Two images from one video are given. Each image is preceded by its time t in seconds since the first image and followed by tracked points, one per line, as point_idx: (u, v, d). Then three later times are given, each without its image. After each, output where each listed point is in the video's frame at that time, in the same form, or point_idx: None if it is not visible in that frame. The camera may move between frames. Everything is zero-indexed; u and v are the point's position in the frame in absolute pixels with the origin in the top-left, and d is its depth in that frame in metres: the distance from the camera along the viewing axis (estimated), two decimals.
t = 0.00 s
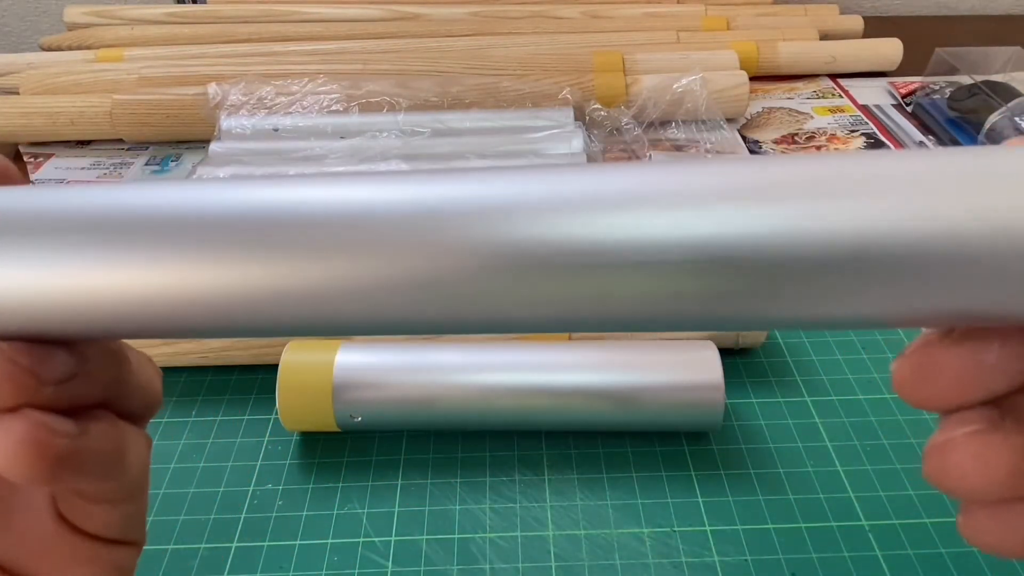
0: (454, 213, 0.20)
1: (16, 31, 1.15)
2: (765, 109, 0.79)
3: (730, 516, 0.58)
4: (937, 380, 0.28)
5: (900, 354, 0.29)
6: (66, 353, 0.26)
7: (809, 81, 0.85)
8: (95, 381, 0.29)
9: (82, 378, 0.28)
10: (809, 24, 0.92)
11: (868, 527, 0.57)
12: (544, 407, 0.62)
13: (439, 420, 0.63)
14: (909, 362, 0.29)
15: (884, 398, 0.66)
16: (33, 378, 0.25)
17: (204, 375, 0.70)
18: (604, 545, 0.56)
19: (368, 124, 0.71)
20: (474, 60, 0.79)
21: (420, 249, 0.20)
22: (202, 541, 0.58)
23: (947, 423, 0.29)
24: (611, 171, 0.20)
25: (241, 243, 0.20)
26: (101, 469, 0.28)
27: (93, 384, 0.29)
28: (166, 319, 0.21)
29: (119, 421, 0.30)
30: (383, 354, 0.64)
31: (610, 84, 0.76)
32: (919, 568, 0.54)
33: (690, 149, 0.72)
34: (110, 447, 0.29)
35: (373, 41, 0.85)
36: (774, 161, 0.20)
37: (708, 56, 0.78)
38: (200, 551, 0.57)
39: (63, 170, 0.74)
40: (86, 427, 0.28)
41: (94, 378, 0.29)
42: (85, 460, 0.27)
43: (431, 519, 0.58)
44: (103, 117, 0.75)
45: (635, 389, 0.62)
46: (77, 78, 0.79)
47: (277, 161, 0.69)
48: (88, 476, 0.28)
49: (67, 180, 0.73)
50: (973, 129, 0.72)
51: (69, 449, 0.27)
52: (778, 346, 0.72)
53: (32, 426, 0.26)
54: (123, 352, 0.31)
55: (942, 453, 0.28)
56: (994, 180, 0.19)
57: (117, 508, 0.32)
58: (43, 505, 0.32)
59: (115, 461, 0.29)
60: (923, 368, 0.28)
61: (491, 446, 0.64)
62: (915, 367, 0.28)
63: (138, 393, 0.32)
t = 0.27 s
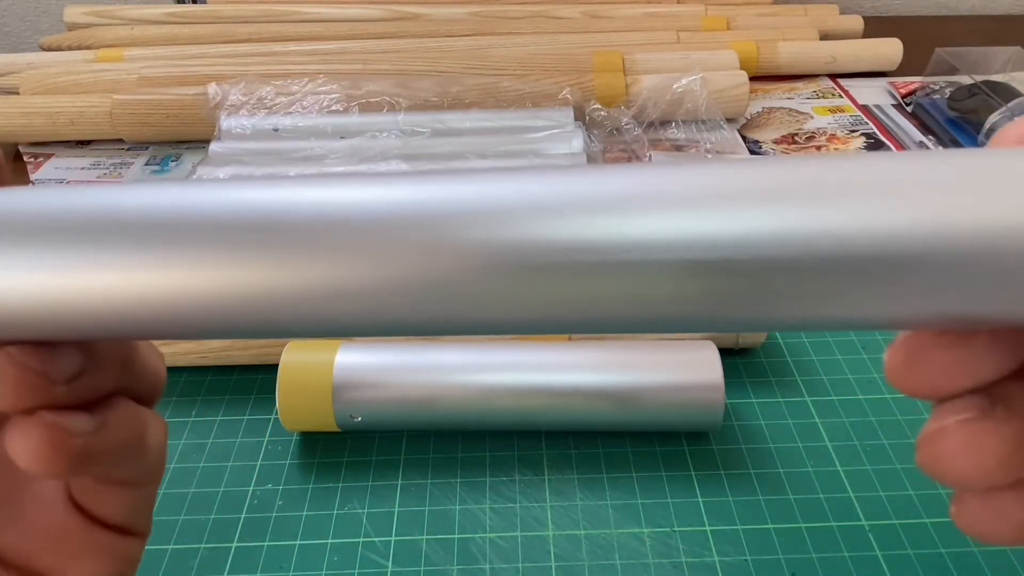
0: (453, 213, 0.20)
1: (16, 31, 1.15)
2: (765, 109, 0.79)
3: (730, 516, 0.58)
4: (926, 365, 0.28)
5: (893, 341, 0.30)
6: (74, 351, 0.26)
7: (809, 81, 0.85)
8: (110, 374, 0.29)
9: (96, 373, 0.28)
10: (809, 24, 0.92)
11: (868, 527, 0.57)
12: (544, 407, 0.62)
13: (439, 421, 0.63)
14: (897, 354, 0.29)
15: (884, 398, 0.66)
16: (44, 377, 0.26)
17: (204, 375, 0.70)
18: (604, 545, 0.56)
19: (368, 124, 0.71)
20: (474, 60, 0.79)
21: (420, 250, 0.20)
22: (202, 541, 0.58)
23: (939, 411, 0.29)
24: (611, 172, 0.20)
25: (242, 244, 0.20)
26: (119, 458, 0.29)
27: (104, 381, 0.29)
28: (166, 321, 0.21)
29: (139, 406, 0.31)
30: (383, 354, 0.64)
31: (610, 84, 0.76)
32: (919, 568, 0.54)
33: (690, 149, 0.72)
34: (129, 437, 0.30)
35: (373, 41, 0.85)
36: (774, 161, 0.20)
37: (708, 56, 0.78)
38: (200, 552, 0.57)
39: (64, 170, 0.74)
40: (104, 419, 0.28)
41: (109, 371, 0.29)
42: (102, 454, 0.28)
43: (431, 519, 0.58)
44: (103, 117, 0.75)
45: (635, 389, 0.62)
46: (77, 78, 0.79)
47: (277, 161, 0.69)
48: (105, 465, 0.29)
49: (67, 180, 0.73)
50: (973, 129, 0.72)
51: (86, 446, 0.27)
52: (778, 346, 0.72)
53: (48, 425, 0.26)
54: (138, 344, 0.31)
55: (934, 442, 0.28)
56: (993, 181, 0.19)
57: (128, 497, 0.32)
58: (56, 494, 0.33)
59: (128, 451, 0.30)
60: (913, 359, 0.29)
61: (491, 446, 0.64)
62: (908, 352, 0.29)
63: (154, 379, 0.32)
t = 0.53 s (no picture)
0: (453, 211, 0.20)
1: (15, 31, 1.15)
2: (765, 109, 0.79)
3: (730, 516, 0.58)
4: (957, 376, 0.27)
5: (915, 351, 0.28)
6: (54, 355, 0.26)
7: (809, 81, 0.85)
8: (92, 381, 0.29)
9: (77, 380, 0.28)
10: (809, 24, 0.92)
11: (868, 527, 0.57)
12: (544, 407, 0.62)
13: (439, 420, 0.63)
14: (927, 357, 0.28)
15: (885, 398, 0.66)
16: (23, 384, 0.25)
17: (204, 375, 0.70)
18: (604, 545, 0.56)
19: (368, 124, 0.71)
20: (474, 60, 0.79)
21: (420, 246, 0.20)
22: (202, 541, 0.58)
23: (964, 421, 0.28)
24: (611, 170, 0.20)
25: (241, 242, 0.20)
26: (98, 466, 0.29)
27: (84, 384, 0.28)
28: (165, 320, 0.21)
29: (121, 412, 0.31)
30: (383, 354, 0.64)
31: (610, 84, 0.76)
32: (919, 568, 0.54)
33: (690, 149, 0.72)
34: (110, 443, 0.29)
35: (373, 41, 0.85)
36: (774, 157, 0.20)
37: (707, 56, 0.78)
38: (200, 552, 0.57)
39: (63, 170, 0.74)
40: (83, 427, 0.28)
41: (90, 374, 0.28)
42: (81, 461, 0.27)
43: (431, 519, 0.58)
44: (103, 117, 0.75)
45: (634, 388, 0.62)
46: (77, 78, 0.79)
47: (277, 161, 0.69)
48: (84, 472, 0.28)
49: (67, 180, 0.73)
50: (973, 129, 0.72)
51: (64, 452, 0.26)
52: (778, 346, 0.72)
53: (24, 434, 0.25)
54: (121, 349, 0.31)
55: (964, 450, 0.28)
56: (995, 179, 0.19)
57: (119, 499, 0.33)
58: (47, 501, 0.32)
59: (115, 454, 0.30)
60: (941, 365, 0.27)
61: (491, 446, 0.64)
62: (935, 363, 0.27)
63: (136, 383, 0.32)
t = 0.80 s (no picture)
0: (452, 212, 0.20)
1: (15, 31, 1.15)
2: (765, 109, 0.79)
3: (730, 516, 0.58)
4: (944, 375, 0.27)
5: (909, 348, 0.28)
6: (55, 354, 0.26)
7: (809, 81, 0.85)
8: (92, 378, 0.28)
9: (77, 377, 0.28)
10: (809, 24, 0.92)
11: (868, 527, 0.57)
12: (544, 407, 0.62)
13: (439, 420, 0.63)
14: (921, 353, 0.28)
15: (884, 398, 0.66)
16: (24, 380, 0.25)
17: (204, 375, 0.70)
18: (604, 546, 0.56)
19: (369, 124, 0.71)
20: (474, 60, 0.79)
21: (419, 249, 0.20)
22: (202, 541, 0.58)
23: (956, 418, 0.28)
24: (610, 172, 0.20)
25: (241, 244, 0.20)
26: (101, 462, 0.29)
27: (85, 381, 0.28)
28: (165, 322, 0.21)
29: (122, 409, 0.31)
30: (384, 354, 0.64)
31: (610, 84, 0.76)
32: (919, 568, 0.54)
33: (690, 149, 0.72)
34: (112, 440, 0.29)
35: (373, 41, 0.85)
36: (773, 160, 0.20)
37: (707, 56, 0.78)
38: (200, 552, 0.57)
39: (64, 170, 0.74)
40: (86, 424, 0.28)
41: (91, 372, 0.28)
42: (84, 457, 0.27)
43: (431, 520, 0.58)
44: (103, 117, 0.75)
45: (634, 388, 0.62)
46: (77, 78, 0.79)
47: (277, 161, 0.69)
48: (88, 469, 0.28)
49: (68, 180, 0.73)
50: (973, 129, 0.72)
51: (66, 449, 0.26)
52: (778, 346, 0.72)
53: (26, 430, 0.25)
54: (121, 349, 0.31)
55: (956, 449, 0.28)
56: (993, 180, 0.19)
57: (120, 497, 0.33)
58: (48, 498, 0.32)
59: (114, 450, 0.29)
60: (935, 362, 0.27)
61: (491, 446, 0.64)
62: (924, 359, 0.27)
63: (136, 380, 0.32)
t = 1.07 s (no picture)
0: (454, 212, 0.20)
1: (15, 31, 1.15)
2: (765, 109, 0.79)
3: (730, 516, 0.58)
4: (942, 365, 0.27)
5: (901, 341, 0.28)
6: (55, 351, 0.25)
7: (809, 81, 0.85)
8: (92, 372, 0.28)
9: (78, 372, 0.27)
10: (809, 24, 0.92)
11: (868, 527, 0.57)
12: (544, 407, 0.62)
13: (439, 420, 0.63)
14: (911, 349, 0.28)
15: (884, 398, 0.66)
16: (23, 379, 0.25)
17: (204, 375, 0.70)
18: (604, 546, 0.56)
19: (368, 124, 0.71)
20: (474, 60, 0.79)
21: (419, 249, 0.20)
22: (202, 541, 0.58)
23: (949, 411, 0.28)
24: (610, 172, 0.20)
25: (241, 245, 0.20)
26: (106, 454, 0.29)
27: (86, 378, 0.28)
28: (166, 323, 0.21)
29: (125, 399, 0.30)
30: (384, 353, 0.64)
31: (610, 84, 0.76)
32: (919, 568, 0.54)
33: (690, 149, 0.72)
34: (117, 433, 0.29)
35: (373, 41, 0.85)
36: (772, 161, 0.20)
37: (707, 56, 0.78)
38: (200, 552, 0.57)
39: (64, 170, 0.74)
40: (88, 419, 0.28)
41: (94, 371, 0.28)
42: (89, 451, 0.28)
43: (431, 519, 0.58)
44: (103, 117, 0.75)
45: (634, 388, 0.62)
46: (77, 78, 0.79)
47: (277, 161, 0.69)
48: (93, 462, 0.29)
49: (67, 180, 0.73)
50: (973, 129, 0.72)
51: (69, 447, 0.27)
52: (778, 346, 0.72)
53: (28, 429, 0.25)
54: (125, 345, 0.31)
55: (947, 444, 0.27)
56: (993, 180, 0.19)
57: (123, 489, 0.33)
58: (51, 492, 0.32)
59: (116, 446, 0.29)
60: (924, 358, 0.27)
61: (491, 446, 0.64)
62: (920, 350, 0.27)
63: (138, 370, 0.31)
